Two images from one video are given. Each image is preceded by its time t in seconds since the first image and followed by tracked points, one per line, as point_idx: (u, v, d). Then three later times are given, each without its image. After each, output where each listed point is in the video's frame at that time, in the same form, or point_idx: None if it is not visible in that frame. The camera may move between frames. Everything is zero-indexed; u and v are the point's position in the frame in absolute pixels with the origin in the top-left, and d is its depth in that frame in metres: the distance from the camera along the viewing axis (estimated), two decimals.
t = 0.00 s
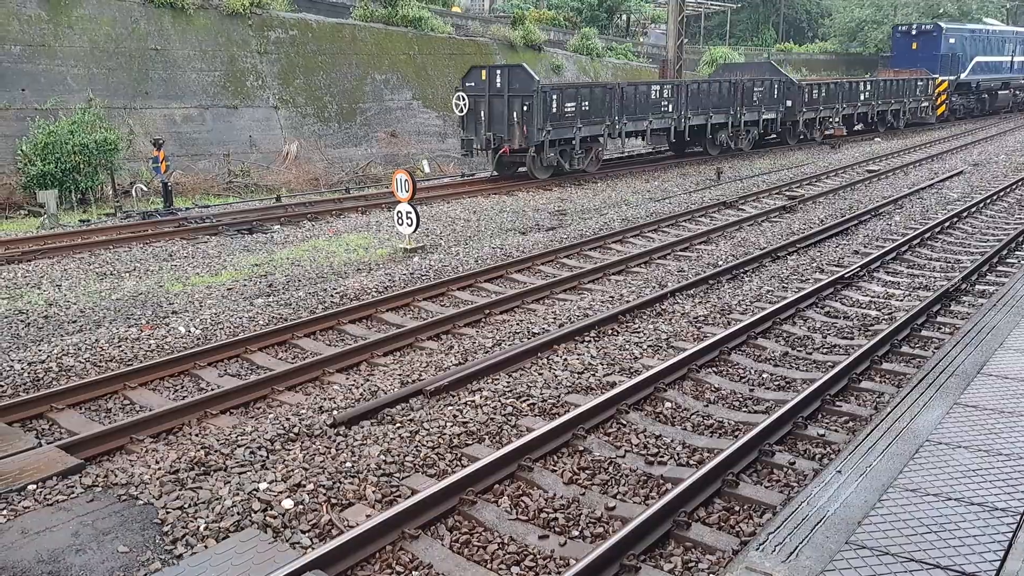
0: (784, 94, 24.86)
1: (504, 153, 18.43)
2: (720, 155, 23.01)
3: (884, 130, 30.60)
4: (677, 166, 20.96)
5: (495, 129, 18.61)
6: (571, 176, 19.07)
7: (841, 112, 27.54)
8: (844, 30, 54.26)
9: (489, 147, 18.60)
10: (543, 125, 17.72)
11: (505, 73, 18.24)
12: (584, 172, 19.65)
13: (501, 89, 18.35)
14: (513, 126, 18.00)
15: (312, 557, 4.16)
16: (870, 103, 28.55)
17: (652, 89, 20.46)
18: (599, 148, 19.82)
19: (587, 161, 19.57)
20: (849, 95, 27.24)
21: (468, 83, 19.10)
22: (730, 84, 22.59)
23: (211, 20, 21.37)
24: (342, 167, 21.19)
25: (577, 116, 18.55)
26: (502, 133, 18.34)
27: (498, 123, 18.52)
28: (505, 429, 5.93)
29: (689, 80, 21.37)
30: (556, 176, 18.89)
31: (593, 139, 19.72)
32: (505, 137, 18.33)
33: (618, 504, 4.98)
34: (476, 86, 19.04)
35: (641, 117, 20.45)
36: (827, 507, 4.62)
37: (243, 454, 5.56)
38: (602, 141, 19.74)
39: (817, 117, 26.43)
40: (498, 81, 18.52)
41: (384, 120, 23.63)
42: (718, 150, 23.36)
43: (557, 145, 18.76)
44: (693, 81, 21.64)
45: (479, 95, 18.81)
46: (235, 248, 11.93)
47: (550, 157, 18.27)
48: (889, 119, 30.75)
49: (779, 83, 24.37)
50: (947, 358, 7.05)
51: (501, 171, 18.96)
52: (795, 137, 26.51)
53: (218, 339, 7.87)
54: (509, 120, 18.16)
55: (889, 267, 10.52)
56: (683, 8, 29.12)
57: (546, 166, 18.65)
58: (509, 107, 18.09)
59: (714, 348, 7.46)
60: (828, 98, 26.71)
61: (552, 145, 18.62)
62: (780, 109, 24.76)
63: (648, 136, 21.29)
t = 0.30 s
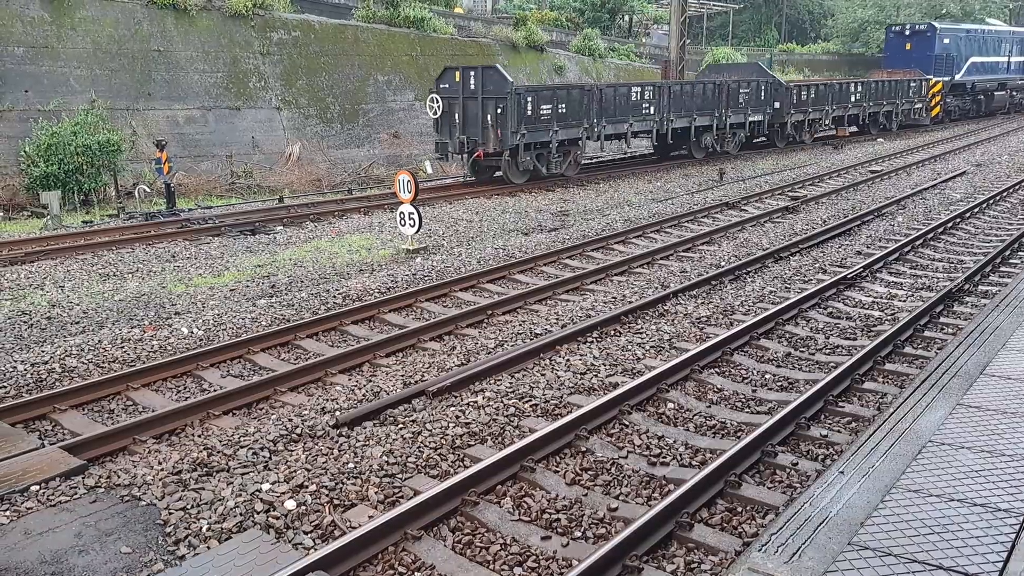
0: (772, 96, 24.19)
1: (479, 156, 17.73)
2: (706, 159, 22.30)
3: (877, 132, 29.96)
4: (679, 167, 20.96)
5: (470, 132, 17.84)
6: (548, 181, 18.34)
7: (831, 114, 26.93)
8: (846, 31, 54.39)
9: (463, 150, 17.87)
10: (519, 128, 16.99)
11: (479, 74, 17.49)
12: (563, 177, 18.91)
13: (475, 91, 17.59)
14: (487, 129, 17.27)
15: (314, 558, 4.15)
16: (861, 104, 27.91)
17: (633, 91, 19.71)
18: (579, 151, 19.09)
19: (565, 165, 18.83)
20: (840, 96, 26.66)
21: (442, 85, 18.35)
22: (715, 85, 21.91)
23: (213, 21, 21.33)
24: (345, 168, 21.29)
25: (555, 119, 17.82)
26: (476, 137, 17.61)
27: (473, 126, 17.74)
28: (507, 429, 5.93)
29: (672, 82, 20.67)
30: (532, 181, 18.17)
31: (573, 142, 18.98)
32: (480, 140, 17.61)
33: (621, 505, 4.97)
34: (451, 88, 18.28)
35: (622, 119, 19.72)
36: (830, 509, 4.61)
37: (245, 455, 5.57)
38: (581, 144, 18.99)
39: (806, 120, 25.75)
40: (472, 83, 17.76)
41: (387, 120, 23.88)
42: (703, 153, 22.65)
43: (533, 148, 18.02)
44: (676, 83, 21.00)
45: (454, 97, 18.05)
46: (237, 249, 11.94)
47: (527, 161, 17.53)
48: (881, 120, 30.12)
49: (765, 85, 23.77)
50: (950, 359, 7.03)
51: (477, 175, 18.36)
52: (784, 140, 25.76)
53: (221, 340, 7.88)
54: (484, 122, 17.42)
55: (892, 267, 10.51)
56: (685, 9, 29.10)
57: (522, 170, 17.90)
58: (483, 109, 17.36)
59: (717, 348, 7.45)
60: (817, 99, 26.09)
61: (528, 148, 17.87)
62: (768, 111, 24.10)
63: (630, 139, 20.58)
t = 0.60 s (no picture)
0: (757, 99, 23.56)
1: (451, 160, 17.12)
2: (689, 163, 21.70)
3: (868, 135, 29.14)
4: (680, 168, 20.93)
5: (443, 136, 17.23)
6: (523, 186, 17.74)
7: (819, 117, 26.06)
8: (848, 32, 54.49)
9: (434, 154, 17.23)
10: (491, 132, 16.38)
11: (451, 77, 16.85)
12: (538, 182, 18.31)
13: (446, 93, 16.94)
14: (459, 133, 16.66)
15: (316, 559, 4.15)
16: (850, 107, 27.13)
17: (611, 93, 19.08)
18: (555, 155, 18.49)
19: (540, 169, 18.21)
20: (829, 98, 26.07)
21: (415, 87, 17.70)
22: (697, 87, 21.28)
23: (215, 22, 21.34)
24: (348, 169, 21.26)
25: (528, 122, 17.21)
26: (448, 141, 17.01)
27: (445, 129, 17.13)
28: (509, 430, 5.92)
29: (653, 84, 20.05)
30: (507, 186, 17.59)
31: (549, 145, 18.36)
32: (452, 144, 16.99)
33: (623, 506, 4.97)
34: (424, 90, 17.65)
35: (600, 122, 19.07)
36: (833, 510, 4.61)
37: (248, 456, 5.58)
38: (557, 149, 18.35)
39: (794, 122, 24.99)
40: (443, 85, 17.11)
41: (388, 121, 24.02)
42: (686, 157, 22.03)
43: (507, 153, 17.42)
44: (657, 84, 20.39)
45: (426, 99, 17.39)
46: (240, 250, 11.95)
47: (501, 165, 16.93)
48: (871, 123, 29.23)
49: (750, 87, 23.08)
50: (952, 360, 7.02)
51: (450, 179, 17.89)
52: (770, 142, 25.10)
53: (224, 341, 7.88)
54: (456, 125, 16.82)
55: (894, 268, 10.49)
56: (687, 9, 29.09)
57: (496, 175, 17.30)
58: (455, 112, 16.73)
59: (719, 350, 7.45)
60: (804, 102, 25.29)
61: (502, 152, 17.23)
62: (753, 114, 23.48)
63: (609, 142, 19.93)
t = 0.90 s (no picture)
0: (744, 101, 23.02)
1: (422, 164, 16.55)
2: (672, 167, 21.14)
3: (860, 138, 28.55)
4: (683, 169, 20.92)
5: (413, 140, 16.60)
6: (496, 191, 17.22)
7: (808, 119, 25.46)
8: (850, 33, 54.61)
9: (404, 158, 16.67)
10: (461, 136, 15.85)
11: (421, 78, 16.29)
12: (513, 187, 17.80)
13: (416, 95, 16.37)
14: (429, 136, 16.11)
15: (318, 561, 4.14)
16: (840, 110, 26.59)
17: (589, 96, 18.49)
18: (530, 160, 17.94)
19: (515, 175, 17.69)
20: (819, 101, 25.62)
21: (385, 88, 17.09)
22: (680, 90, 20.67)
23: (218, 23, 21.37)
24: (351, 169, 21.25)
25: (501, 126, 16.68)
26: (418, 144, 16.44)
27: (416, 132, 16.50)
28: (512, 432, 5.92)
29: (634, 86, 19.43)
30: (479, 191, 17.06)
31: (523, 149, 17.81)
32: (422, 148, 16.45)
33: (625, 507, 4.97)
34: (394, 92, 17.00)
35: (577, 126, 18.51)
36: (835, 512, 4.60)
37: (250, 457, 5.57)
38: (531, 153, 17.85)
39: (781, 125, 24.39)
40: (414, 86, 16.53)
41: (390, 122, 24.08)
42: (669, 160, 21.46)
43: (479, 157, 16.89)
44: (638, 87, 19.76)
45: (396, 100, 16.78)
46: (243, 251, 11.96)
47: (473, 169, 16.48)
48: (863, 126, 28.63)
49: (734, 89, 22.52)
50: (955, 362, 7.02)
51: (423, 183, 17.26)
52: (756, 145, 24.55)
53: (226, 342, 7.89)
54: (426, 129, 16.24)
55: (897, 270, 10.49)
56: (690, 11, 29.10)
57: (469, 180, 16.83)
58: (425, 115, 16.17)
59: (721, 352, 7.44)
60: (792, 104, 24.70)
61: (474, 156, 16.79)
62: (739, 117, 22.96)
63: (588, 146, 19.32)
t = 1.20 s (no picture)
0: (729, 104, 22.35)
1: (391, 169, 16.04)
2: (655, 171, 20.46)
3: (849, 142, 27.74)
4: (687, 171, 20.90)
5: (382, 143, 16.13)
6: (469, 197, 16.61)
7: (797, 123, 24.81)
8: (853, 35, 54.56)
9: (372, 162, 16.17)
10: (430, 139, 15.34)
11: (388, 80, 15.78)
12: (486, 192, 17.14)
13: (384, 98, 15.88)
14: (398, 140, 15.61)
15: (322, 562, 4.14)
16: (830, 112, 25.85)
17: (566, 98, 17.85)
18: (504, 164, 17.31)
19: (488, 179, 17.02)
20: (809, 103, 24.91)
21: (353, 90, 16.60)
22: (662, 92, 19.99)
23: (221, 24, 21.39)
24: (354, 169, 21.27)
25: (472, 129, 16.11)
26: (388, 148, 15.94)
27: (384, 136, 16.02)
28: (515, 433, 5.92)
29: (615, 89, 18.80)
30: (452, 197, 16.48)
31: (498, 153, 17.18)
32: (391, 151, 15.94)
33: (628, 509, 4.96)
34: (363, 94, 16.50)
35: (553, 129, 17.84)
36: (838, 513, 4.59)
37: (253, 458, 5.58)
38: (505, 157, 17.16)
39: (768, 128, 23.74)
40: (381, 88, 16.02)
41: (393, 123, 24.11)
42: (652, 164, 20.77)
43: (451, 161, 16.35)
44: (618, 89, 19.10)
45: (364, 103, 16.30)
46: (246, 252, 11.97)
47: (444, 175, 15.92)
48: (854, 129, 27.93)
49: (719, 92, 21.84)
50: (958, 363, 7.01)
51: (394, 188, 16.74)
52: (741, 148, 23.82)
53: (229, 343, 7.89)
54: (395, 132, 15.74)
55: (900, 272, 10.47)
56: (692, 12, 29.07)
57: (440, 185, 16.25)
58: (393, 118, 15.68)
59: (724, 353, 7.44)
60: (779, 107, 24.06)
61: (445, 161, 16.21)
62: (724, 120, 22.29)
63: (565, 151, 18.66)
